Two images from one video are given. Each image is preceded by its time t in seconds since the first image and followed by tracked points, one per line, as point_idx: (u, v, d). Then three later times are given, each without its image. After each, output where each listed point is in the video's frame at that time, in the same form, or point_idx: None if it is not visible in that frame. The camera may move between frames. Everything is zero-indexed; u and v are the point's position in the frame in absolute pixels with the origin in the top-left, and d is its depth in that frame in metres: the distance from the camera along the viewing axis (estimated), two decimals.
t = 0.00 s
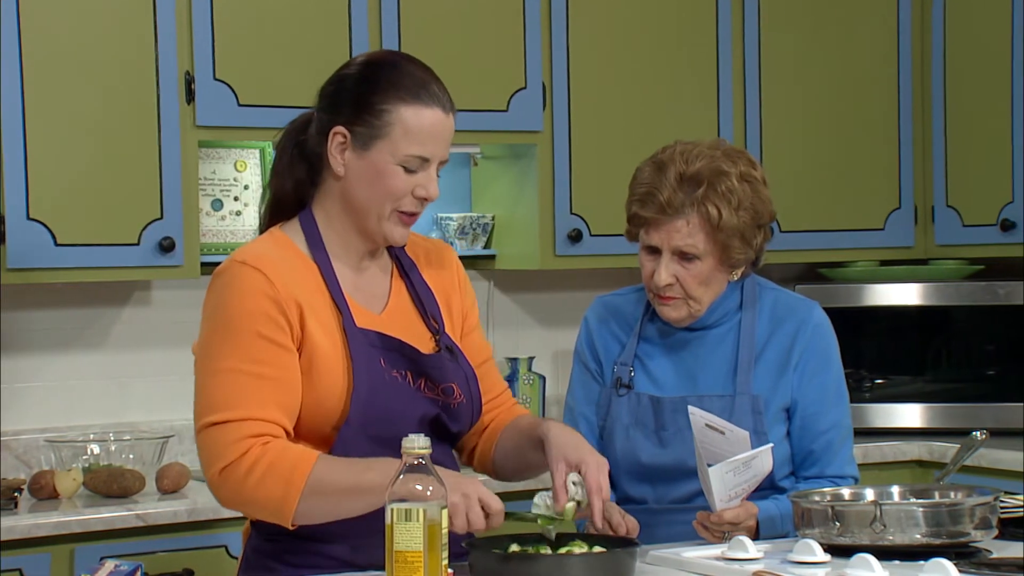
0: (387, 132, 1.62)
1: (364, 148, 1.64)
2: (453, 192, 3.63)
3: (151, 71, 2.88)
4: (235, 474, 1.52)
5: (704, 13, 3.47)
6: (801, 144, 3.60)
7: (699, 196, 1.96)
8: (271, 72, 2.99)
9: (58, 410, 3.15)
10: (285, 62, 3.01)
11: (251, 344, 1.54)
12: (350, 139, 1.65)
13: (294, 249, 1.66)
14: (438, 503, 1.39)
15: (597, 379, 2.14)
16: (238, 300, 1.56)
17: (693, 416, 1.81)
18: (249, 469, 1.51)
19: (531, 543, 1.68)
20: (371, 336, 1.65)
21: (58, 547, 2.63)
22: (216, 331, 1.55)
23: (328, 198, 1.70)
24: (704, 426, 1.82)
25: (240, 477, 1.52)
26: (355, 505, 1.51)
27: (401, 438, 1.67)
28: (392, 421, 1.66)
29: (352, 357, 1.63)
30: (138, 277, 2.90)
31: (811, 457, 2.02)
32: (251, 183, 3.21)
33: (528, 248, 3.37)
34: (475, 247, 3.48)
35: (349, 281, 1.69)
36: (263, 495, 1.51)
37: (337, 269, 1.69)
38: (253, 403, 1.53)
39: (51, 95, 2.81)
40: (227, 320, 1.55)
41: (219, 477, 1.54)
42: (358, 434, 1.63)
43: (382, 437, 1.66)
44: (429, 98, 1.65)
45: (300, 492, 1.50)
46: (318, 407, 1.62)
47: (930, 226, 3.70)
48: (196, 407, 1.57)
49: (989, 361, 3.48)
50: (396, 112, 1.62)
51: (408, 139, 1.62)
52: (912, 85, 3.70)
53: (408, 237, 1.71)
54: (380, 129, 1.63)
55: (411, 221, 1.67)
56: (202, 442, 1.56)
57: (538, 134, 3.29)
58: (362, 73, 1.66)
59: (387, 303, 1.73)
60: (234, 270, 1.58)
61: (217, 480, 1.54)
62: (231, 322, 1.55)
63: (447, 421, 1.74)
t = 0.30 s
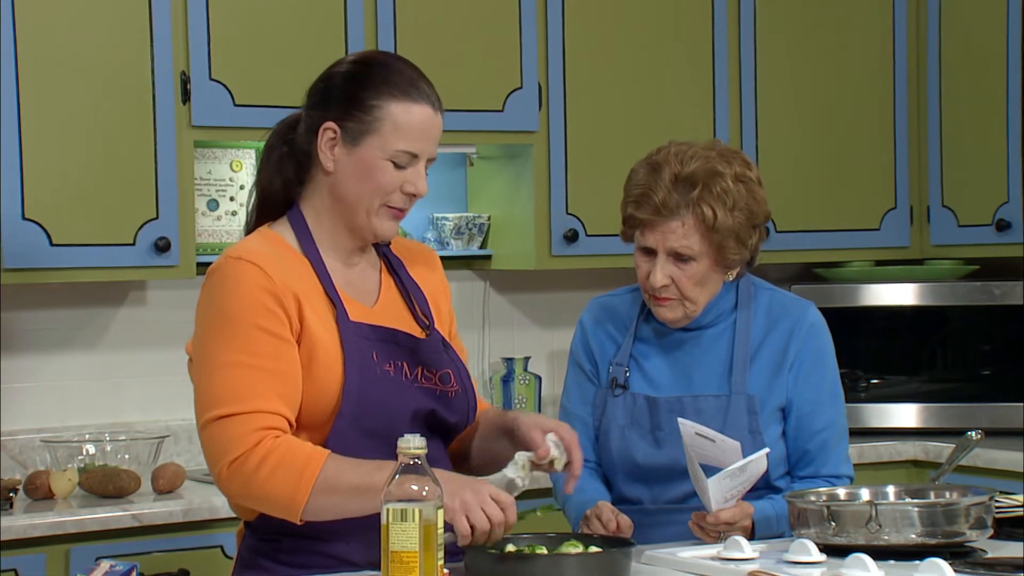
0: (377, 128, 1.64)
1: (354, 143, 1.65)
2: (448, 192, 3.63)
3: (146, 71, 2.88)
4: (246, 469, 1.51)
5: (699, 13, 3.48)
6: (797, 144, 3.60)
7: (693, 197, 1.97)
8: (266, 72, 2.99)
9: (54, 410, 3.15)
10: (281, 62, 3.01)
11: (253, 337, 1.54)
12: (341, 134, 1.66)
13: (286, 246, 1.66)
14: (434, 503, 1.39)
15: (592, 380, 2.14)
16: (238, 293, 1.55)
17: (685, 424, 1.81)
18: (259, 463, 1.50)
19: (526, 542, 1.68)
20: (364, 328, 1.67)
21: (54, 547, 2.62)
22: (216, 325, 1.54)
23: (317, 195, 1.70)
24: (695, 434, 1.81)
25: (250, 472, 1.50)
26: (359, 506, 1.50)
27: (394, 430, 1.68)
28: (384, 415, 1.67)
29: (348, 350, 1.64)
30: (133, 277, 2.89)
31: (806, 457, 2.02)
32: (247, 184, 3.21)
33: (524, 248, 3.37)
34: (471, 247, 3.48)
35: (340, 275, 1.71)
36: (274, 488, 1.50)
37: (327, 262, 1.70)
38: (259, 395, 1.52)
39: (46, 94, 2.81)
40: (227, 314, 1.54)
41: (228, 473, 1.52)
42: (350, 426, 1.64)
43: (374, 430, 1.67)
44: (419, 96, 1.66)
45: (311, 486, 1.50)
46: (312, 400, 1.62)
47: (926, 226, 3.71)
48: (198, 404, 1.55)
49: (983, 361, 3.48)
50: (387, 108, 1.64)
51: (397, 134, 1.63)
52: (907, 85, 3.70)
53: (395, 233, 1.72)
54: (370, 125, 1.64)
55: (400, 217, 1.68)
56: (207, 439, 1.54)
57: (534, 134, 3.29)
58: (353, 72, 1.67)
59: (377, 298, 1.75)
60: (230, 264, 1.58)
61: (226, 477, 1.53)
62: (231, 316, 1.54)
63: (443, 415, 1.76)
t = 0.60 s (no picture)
0: (373, 128, 1.64)
1: (349, 143, 1.65)
2: (443, 192, 3.63)
3: (141, 71, 2.88)
4: (258, 465, 1.51)
5: (694, 14, 3.48)
6: (792, 143, 3.60)
7: (684, 197, 1.96)
8: (260, 72, 2.99)
9: (48, 411, 3.15)
10: (275, 62, 3.00)
11: (258, 331, 1.54)
12: (336, 134, 1.66)
13: (284, 243, 1.67)
14: (428, 504, 1.39)
15: (583, 382, 2.13)
16: (242, 288, 1.56)
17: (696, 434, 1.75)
18: (269, 457, 1.50)
19: (521, 543, 1.68)
20: (359, 325, 1.68)
21: (48, 547, 2.62)
22: (220, 321, 1.55)
23: (311, 194, 1.70)
24: (705, 442, 1.76)
25: (261, 466, 1.51)
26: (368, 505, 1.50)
27: (389, 424, 1.70)
28: (381, 409, 1.69)
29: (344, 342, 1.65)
30: (127, 277, 2.89)
31: (798, 455, 2.03)
32: (241, 184, 3.21)
33: (519, 248, 3.37)
34: (466, 247, 3.48)
35: (334, 274, 1.72)
36: (285, 484, 1.50)
37: (322, 261, 1.70)
38: (265, 389, 1.53)
39: (40, 94, 2.80)
40: (231, 310, 1.54)
41: (239, 469, 1.53)
42: (344, 419, 1.65)
43: (368, 425, 1.68)
44: (415, 98, 1.67)
45: (320, 482, 1.50)
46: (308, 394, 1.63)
47: (920, 226, 3.71)
48: (205, 401, 1.55)
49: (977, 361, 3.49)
50: (383, 108, 1.65)
51: (393, 134, 1.64)
52: (902, 85, 3.71)
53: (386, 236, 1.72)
54: (366, 124, 1.65)
55: (393, 217, 1.69)
56: (215, 435, 1.54)
57: (529, 135, 3.29)
58: (349, 73, 1.68)
59: (369, 296, 1.76)
60: (231, 261, 1.58)
61: (238, 472, 1.53)
62: (234, 311, 1.54)
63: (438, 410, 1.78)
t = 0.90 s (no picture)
0: (365, 126, 1.66)
1: (342, 142, 1.67)
2: (437, 192, 3.62)
3: (134, 71, 2.87)
4: (234, 449, 1.49)
5: (688, 14, 3.48)
6: (785, 144, 3.61)
7: (674, 194, 1.96)
8: (253, 72, 2.99)
9: (40, 411, 3.14)
10: (268, 62, 3.00)
11: (253, 321, 1.54)
12: (328, 134, 1.68)
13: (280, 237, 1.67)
14: (421, 503, 1.40)
15: (572, 382, 2.11)
16: (240, 277, 1.55)
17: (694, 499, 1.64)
18: (246, 442, 1.49)
19: (514, 543, 1.68)
20: (354, 318, 1.70)
21: (40, 547, 2.62)
22: (214, 308, 1.54)
23: (304, 194, 1.71)
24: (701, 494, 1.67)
25: (238, 452, 1.49)
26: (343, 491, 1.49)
27: (388, 416, 1.72)
28: (378, 401, 1.71)
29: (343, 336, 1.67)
30: (120, 277, 2.89)
31: (786, 453, 2.02)
32: (235, 184, 3.21)
33: (512, 248, 3.37)
34: (460, 247, 3.49)
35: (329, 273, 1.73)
36: (257, 469, 1.49)
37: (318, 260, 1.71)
38: (251, 377, 1.52)
39: (33, 93, 2.80)
40: (228, 297, 1.54)
41: (217, 454, 1.51)
42: (341, 411, 1.67)
43: (367, 419, 1.70)
44: (405, 98, 1.70)
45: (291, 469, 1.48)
46: (306, 385, 1.64)
47: (913, 226, 3.71)
48: (191, 386, 1.54)
49: (970, 361, 3.49)
50: (375, 108, 1.67)
51: (385, 133, 1.66)
52: (895, 85, 3.71)
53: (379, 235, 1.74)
54: (358, 123, 1.66)
55: (386, 217, 1.71)
56: (197, 420, 1.53)
57: (523, 135, 3.30)
58: (340, 75, 1.70)
59: (360, 294, 1.79)
60: (230, 250, 1.58)
61: (215, 455, 1.51)
62: (231, 299, 1.54)
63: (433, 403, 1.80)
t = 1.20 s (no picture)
0: (340, 125, 1.73)
1: (319, 141, 1.75)
2: (430, 193, 3.62)
3: (126, 71, 2.87)
4: (148, 425, 1.50)
5: (681, 15, 3.48)
6: (778, 144, 3.61)
7: (658, 193, 1.93)
8: (245, 72, 2.98)
9: (33, 411, 3.14)
10: (261, 62, 3.00)
11: (209, 316, 1.58)
12: (308, 133, 1.76)
13: (265, 236, 1.74)
14: (414, 504, 1.42)
15: (558, 382, 2.10)
16: (202, 272, 1.61)
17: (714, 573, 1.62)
18: (154, 424, 1.50)
19: (506, 543, 1.68)
20: (337, 316, 1.75)
21: (31, 548, 2.61)
22: (174, 298, 1.59)
23: (290, 195, 1.80)
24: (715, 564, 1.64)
25: (146, 431, 1.50)
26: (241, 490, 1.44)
27: (377, 412, 1.77)
28: (366, 394, 1.76)
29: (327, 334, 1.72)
30: (113, 277, 2.88)
31: (766, 450, 2.02)
32: (228, 184, 3.20)
33: (505, 248, 3.37)
34: (453, 247, 3.49)
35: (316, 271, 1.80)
36: (160, 449, 1.48)
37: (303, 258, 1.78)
38: (184, 365, 1.54)
39: (25, 93, 2.79)
40: (187, 290, 1.59)
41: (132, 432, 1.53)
42: (331, 407, 1.72)
43: (359, 414, 1.75)
44: (386, 98, 1.76)
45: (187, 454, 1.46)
46: (293, 384, 1.69)
47: (906, 226, 3.72)
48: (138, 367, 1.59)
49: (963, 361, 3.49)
50: (351, 107, 1.74)
51: (358, 131, 1.73)
52: (887, 85, 3.72)
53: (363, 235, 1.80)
54: (334, 122, 1.74)
55: (364, 216, 1.77)
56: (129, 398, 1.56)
57: (516, 135, 3.30)
58: (329, 77, 1.78)
59: (349, 291, 1.85)
60: (205, 247, 1.64)
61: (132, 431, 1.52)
62: (190, 291, 1.59)
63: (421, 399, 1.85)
